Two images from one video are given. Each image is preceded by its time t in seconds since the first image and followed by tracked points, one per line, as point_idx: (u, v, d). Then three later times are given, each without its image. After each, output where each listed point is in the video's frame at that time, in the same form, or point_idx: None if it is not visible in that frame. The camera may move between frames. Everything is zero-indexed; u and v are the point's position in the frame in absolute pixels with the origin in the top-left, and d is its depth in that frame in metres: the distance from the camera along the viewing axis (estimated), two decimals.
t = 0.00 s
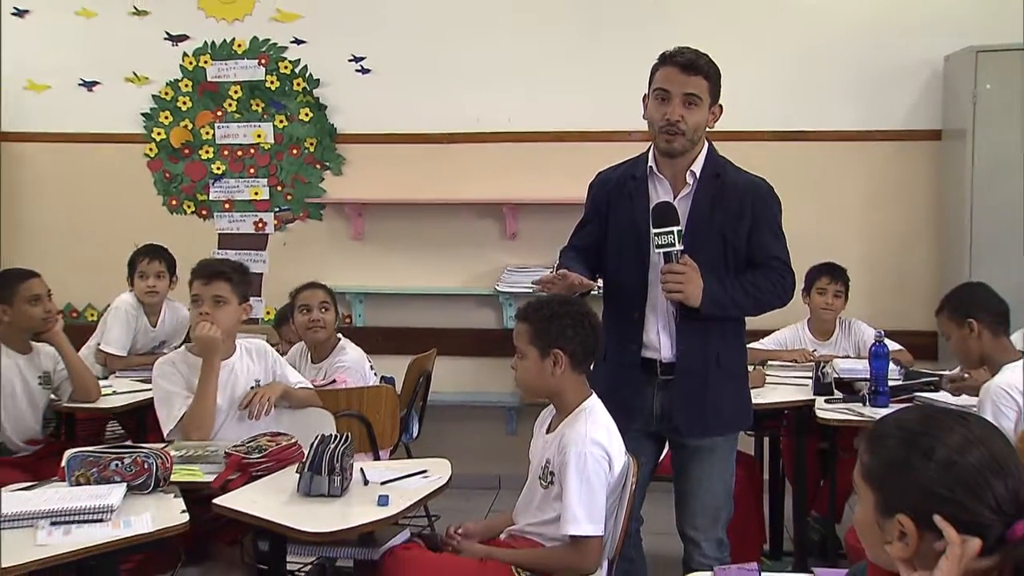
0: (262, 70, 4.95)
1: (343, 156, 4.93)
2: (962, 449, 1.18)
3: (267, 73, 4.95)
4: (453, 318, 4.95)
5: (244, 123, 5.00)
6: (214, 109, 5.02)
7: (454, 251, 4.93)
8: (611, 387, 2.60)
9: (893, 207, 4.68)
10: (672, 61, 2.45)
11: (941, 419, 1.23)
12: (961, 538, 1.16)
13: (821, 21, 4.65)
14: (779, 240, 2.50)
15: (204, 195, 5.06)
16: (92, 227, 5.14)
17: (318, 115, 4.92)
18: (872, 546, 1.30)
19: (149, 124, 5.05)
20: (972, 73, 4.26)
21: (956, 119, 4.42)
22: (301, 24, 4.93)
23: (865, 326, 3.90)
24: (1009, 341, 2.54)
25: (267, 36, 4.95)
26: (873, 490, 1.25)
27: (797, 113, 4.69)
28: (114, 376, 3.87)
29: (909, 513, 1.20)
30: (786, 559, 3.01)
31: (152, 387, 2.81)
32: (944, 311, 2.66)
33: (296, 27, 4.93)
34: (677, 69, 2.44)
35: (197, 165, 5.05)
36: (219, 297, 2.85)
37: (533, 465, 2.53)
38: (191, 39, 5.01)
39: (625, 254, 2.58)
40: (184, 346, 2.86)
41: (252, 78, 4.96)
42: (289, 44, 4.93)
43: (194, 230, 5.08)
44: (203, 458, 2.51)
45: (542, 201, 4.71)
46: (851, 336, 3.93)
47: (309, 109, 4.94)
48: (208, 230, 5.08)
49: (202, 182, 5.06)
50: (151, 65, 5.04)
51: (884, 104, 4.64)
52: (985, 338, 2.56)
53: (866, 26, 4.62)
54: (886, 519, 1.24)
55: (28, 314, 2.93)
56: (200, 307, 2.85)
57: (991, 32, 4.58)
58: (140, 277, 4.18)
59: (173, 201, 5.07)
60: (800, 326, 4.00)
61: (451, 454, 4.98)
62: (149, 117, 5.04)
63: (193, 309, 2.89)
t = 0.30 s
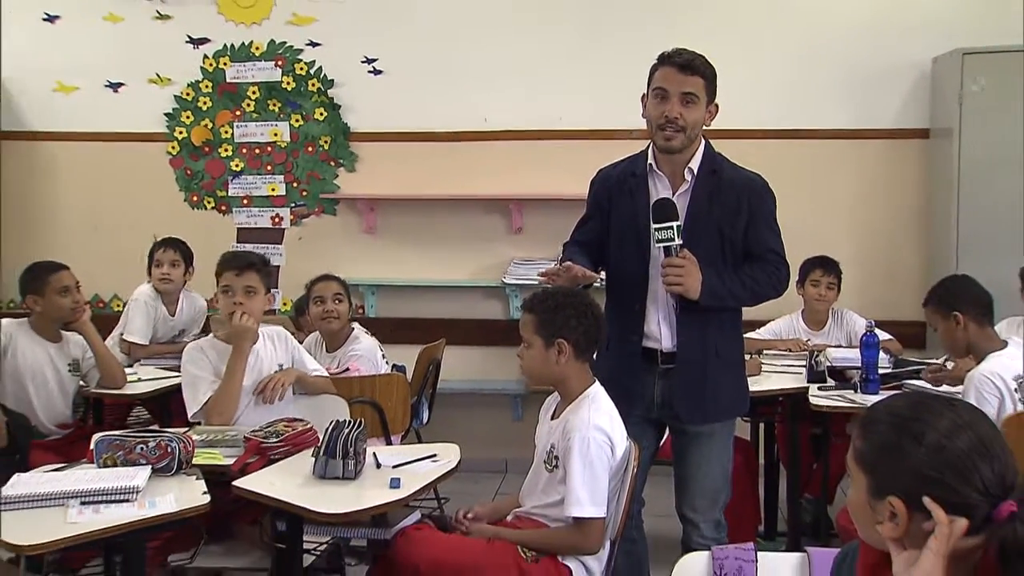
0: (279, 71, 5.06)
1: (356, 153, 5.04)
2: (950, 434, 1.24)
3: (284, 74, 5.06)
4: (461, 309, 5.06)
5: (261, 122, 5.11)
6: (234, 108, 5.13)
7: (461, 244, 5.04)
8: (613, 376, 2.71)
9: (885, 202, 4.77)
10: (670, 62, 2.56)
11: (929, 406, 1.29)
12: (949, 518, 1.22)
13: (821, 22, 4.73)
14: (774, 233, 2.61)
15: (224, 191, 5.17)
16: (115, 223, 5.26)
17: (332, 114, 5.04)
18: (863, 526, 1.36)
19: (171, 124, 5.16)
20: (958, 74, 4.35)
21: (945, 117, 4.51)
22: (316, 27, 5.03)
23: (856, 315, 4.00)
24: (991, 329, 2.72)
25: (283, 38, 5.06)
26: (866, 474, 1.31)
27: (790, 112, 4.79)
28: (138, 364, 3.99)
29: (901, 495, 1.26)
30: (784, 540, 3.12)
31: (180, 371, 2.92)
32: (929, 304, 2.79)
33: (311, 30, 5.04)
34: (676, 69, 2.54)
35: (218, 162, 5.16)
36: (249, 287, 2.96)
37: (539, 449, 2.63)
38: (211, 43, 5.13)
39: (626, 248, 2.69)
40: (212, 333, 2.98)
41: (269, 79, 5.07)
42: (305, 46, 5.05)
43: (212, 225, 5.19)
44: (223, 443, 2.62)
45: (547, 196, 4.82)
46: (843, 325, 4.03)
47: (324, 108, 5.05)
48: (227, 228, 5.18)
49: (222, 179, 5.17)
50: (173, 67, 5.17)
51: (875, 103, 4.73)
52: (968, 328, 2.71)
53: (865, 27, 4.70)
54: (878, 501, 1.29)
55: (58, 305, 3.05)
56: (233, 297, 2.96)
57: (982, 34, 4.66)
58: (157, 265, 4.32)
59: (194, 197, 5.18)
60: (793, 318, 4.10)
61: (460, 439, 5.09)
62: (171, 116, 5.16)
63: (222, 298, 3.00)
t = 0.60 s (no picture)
0: (295, 71, 5.18)
1: (368, 151, 5.16)
2: (938, 418, 1.21)
3: (300, 74, 5.18)
4: (469, 301, 5.18)
5: (277, 120, 5.22)
6: (252, 107, 5.25)
7: (469, 238, 5.15)
8: (616, 365, 2.82)
9: (881, 197, 4.89)
10: (672, 62, 2.66)
11: (918, 389, 1.26)
12: (937, 500, 1.19)
13: (822, 22, 4.85)
14: (771, 227, 2.73)
15: (242, 186, 5.29)
16: (136, 218, 5.38)
17: (346, 113, 5.16)
18: (852, 510, 1.33)
19: (192, 123, 5.28)
20: (945, 75, 4.47)
21: (934, 116, 4.63)
22: (330, 29, 5.15)
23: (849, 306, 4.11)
24: (975, 319, 2.84)
25: (298, 41, 5.18)
26: (856, 457, 1.27)
27: (782, 111, 4.91)
28: (161, 352, 4.11)
29: (891, 478, 1.23)
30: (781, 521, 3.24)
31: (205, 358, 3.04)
32: (916, 296, 2.90)
33: (326, 32, 5.15)
34: (677, 68, 2.64)
35: (237, 159, 5.28)
36: (278, 278, 3.12)
37: (544, 435, 2.74)
38: (230, 45, 5.24)
39: (630, 242, 2.80)
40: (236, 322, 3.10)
41: (286, 79, 5.19)
42: (320, 49, 5.16)
43: (232, 220, 5.31)
44: (242, 428, 2.75)
45: (552, 192, 4.93)
46: (836, 316, 4.14)
47: (338, 107, 5.16)
48: (244, 220, 5.30)
49: (240, 175, 5.28)
50: (193, 68, 5.28)
51: (866, 103, 4.86)
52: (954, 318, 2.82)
53: (866, 28, 4.83)
54: (868, 483, 1.26)
55: (85, 296, 3.22)
56: (262, 289, 3.09)
57: (972, 35, 4.79)
58: (168, 262, 4.44)
59: (214, 192, 5.30)
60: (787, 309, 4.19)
61: (468, 425, 5.22)
62: (192, 115, 5.28)
63: (249, 290, 3.12)
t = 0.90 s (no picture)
0: (307, 71, 5.28)
1: (378, 147, 5.27)
2: (926, 404, 1.26)
3: (311, 74, 5.28)
4: (475, 292, 5.29)
5: (289, 118, 5.33)
6: (265, 105, 5.35)
7: (474, 231, 5.25)
8: (617, 353, 2.91)
9: (876, 192, 4.99)
10: (673, 61, 2.74)
11: (907, 376, 1.32)
12: (924, 481, 1.25)
13: (822, 23, 4.95)
14: (766, 220, 2.84)
15: (256, 181, 5.39)
16: (154, 213, 5.50)
17: (356, 111, 5.26)
18: (844, 491, 1.38)
19: (209, 120, 5.40)
20: (932, 74, 4.58)
21: (921, 114, 4.73)
22: (341, 30, 5.26)
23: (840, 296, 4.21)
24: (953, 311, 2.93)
25: (310, 41, 5.29)
26: (848, 442, 1.33)
27: (773, 106, 5.02)
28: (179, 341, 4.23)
29: (881, 461, 1.28)
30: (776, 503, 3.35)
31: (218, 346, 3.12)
32: (894, 292, 2.99)
33: (337, 33, 5.26)
34: (678, 67, 2.72)
35: (250, 156, 5.38)
36: (299, 272, 3.24)
37: (547, 421, 2.83)
38: (244, 46, 5.35)
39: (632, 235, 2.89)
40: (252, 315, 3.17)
41: (297, 79, 5.30)
42: (331, 49, 5.27)
43: (247, 216, 5.42)
44: (257, 414, 2.85)
45: (555, 187, 5.02)
46: (827, 307, 4.24)
47: (348, 106, 5.27)
48: (258, 215, 5.41)
49: (254, 171, 5.39)
50: (208, 69, 5.39)
51: (863, 102, 4.95)
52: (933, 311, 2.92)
53: (864, 29, 4.92)
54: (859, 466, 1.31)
55: (106, 287, 3.32)
56: (285, 281, 3.19)
57: (971, 36, 4.88)
58: (171, 265, 4.54)
59: (229, 187, 5.41)
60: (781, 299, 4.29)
61: (473, 412, 5.34)
62: (209, 113, 5.40)
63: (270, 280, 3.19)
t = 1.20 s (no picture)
0: (317, 72, 5.39)
1: (385, 145, 5.38)
2: (914, 391, 1.28)
3: (321, 75, 5.39)
4: (478, 285, 5.39)
5: (300, 117, 5.44)
6: (277, 105, 5.46)
7: (478, 226, 5.36)
8: (617, 343, 3.02)
9: (869, 190, 5.10)
10: (673, 61, 2.83)
11: (898, 366, 1.33)
12: (911, 466, 1.27)
13: (819, 25, 5.05)
14: (762, 215, 2.93)
15: (267, 178, 5.50)
16: (167, 208, 5.61)
17: (364, 111, 5.37)
18: (835, 476, 1.41)
19: (222, 119, 5.51)
20: (919, 76, 4.73)
21: (911, 113, 4.83)
22: (350, 32, 5.36)
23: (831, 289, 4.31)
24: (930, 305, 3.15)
25: (319, 43, 5.39)
26: (839, 427, 1.36)
27: (772, 105, 5.11)
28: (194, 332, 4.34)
29: (870, 446, 1.30)
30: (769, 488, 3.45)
31: (230, 336, 3.20)
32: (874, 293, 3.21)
33: (346, 35, 5.36)
34: (679, 67, 2.81)
35: (263, 154, 5.49)
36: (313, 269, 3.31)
37: (548, 409, 2.93)
38: (256, 48, 5.45)
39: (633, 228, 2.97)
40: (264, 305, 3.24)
41: (307, 80, 5.41)
42: (340, 50, 5.37)
43: (259, 212, 5.53)
44: (268, 402, 2.95)
45: (557, 183, 5.13)
46: (819, 299, 4.34)
47: (356, 105, 5.37)
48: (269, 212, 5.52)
49: (266, 168, 5.50)
50: (221, 70, 5.50)
51: (860, 102, 5.05)
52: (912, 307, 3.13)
53: (862, 30, 5.02)
54: (849, 451, 1.34)
55: (124, 280, 3.44)
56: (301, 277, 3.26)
57: (966, 37, 4.97)
58: (181, 256, 4.63)
59: (242, 184, 5.52)
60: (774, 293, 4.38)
61: (476, 402, 5.45)
62: (222, 113, 5.51)
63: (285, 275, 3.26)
